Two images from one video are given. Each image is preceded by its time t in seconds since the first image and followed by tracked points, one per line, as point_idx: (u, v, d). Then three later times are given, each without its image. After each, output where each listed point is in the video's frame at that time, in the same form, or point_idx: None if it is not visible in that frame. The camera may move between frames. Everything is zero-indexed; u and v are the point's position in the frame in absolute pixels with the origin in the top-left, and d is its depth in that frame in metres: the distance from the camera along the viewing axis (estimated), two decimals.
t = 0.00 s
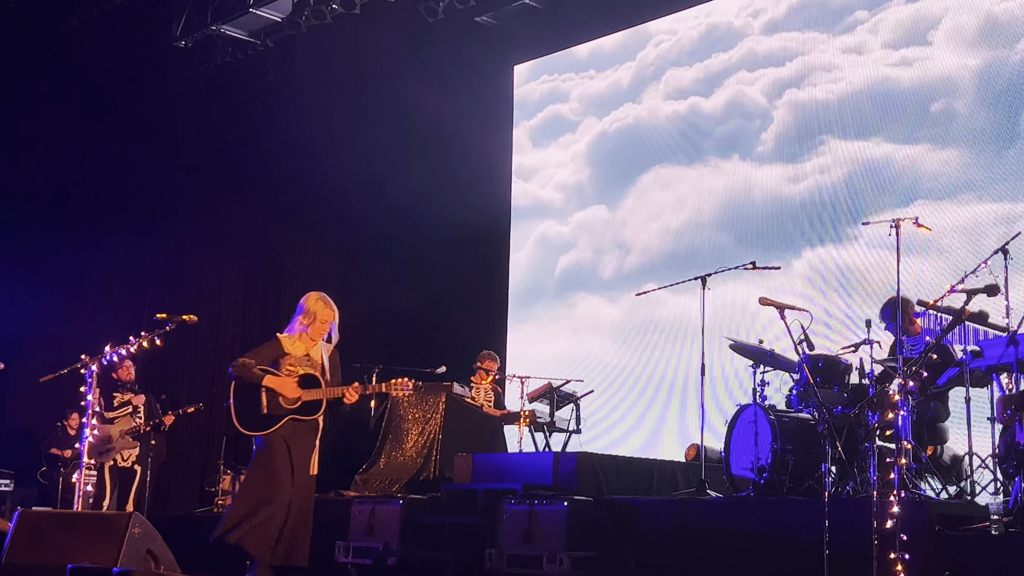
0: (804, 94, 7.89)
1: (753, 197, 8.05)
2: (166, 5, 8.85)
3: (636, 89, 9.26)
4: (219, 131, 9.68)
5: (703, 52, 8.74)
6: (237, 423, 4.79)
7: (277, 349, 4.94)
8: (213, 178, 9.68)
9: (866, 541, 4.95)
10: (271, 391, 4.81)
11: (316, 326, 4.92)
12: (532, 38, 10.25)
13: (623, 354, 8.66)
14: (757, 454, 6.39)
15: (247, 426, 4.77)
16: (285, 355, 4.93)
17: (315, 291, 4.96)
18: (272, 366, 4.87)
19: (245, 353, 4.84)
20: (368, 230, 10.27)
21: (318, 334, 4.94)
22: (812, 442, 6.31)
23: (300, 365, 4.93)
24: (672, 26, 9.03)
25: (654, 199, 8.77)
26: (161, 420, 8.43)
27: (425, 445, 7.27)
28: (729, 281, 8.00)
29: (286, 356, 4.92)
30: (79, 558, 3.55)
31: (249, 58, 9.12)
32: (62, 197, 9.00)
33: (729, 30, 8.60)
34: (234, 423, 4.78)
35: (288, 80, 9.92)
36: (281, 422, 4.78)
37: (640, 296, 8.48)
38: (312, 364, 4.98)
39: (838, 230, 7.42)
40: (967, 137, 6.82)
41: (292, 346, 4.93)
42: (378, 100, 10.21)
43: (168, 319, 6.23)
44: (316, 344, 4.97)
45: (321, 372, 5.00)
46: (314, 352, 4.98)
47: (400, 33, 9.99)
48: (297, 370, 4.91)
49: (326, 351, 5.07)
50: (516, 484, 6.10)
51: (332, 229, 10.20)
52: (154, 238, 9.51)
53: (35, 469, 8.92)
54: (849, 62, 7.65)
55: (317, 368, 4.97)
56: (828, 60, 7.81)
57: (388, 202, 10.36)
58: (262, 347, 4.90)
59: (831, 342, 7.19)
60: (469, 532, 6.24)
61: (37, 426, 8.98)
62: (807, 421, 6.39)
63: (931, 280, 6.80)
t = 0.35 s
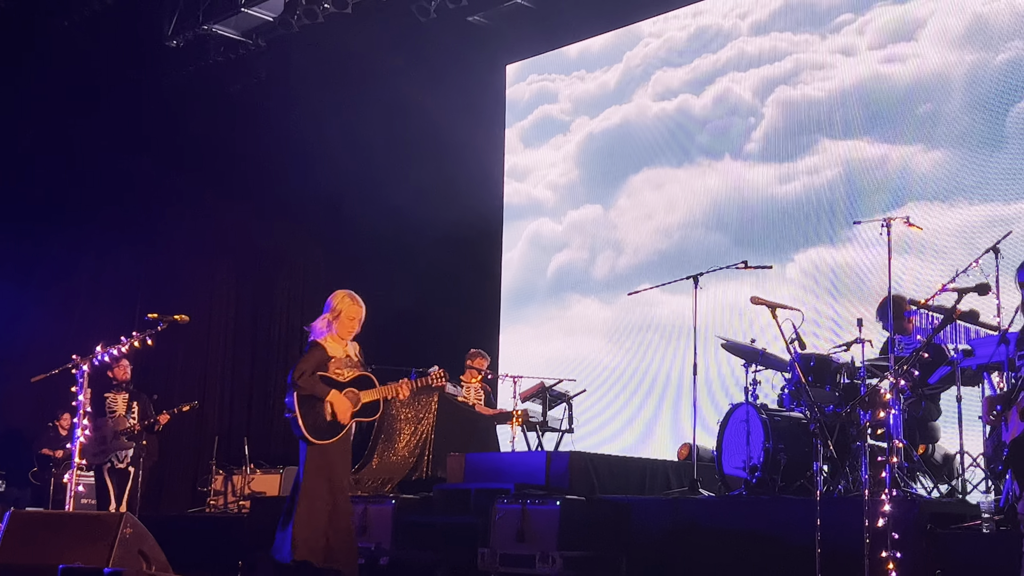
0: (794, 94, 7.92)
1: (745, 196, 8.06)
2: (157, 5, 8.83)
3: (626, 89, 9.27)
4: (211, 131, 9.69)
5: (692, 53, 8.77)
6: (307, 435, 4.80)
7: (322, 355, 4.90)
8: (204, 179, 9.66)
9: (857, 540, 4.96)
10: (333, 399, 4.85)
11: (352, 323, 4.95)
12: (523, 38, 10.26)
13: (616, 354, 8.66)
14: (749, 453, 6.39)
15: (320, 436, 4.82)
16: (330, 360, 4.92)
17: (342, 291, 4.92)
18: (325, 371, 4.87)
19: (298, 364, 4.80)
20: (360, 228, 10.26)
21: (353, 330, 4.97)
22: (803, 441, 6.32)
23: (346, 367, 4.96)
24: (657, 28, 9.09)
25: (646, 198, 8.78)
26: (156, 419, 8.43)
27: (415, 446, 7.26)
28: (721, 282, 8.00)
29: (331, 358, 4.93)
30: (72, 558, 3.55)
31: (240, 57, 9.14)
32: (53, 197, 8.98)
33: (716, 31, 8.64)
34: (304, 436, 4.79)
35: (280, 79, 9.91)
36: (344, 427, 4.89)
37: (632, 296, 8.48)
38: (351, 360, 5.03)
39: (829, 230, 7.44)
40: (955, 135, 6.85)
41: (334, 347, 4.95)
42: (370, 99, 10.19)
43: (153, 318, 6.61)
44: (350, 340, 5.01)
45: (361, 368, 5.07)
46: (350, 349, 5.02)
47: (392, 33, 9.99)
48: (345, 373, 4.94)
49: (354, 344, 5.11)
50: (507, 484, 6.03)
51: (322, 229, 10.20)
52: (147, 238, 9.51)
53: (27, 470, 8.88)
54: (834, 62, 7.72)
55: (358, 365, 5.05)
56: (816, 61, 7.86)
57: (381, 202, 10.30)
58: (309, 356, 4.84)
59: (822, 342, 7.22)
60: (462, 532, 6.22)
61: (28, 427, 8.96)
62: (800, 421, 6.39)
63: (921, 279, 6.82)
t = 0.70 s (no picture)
0: (773, 92, 7.97)
1: (724, 193, 8.10)
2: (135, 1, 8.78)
3: (604, 87, 9.31)
4: (191, 129, 9.64)
5: (669, 51, 8.84)
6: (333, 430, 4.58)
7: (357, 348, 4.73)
8: (184, 176, 9.61)
9: (837, 535, 5.00)
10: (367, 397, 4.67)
11: (391, 321, 4.79)
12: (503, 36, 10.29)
13: (596, 350, 8.67)
14: (729, 449, 6.45)
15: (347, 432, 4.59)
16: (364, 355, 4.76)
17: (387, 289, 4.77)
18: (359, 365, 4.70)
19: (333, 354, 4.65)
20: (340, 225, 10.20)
21: (393, 329, 4.81)
22: (782, 436, 6.34)
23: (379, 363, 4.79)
24: (631, 29, 9.23)
25: (627, 196, 8.81)
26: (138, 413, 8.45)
27: (398, 444, 7.26)
28: (702, 279, 8.02)
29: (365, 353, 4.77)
30: (48, 558, 3.52)
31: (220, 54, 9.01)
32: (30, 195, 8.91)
33: (692, 32, 8.73)
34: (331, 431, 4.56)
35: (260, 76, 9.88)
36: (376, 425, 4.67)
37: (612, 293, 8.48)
38: (383, 356, 4.88)
39: (809, 228, 7.48)
40: (932, 134, 6.89)
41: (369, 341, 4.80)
42: (350, 96, 10.14)
43: (129, 316, 6.98)
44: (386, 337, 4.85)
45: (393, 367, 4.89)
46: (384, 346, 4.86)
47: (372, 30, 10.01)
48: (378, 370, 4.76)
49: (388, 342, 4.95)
50: (490, 481, 6.10)
51: (305, 226, 10.11)
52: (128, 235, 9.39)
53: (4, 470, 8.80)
54: (811, 61, 7.80)
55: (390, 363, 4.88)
56: (793, 61, 7.92)
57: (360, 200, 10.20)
58: (344, 349, 4.67)
59: (801, 338, 7.28)
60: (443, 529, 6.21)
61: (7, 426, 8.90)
62: (779, 417, 6.39)
63: (903, 275, 6.85)
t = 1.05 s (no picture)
0: (743, 91, 8.03)
1: (696, 191, 8.14)
2: None
3: (575, 87, 9.34)
4: (162, 125, 9.51)
5: (638, 51, 8.88)
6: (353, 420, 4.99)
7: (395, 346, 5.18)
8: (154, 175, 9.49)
9: (810, 534, 5.02)
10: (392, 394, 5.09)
11: (430, 325, 5.27)
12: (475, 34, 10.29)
13: (570, 349, 8.70)
14: (702, 446, 6.47)
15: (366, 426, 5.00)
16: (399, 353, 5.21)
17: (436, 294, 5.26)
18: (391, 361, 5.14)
19: (363, 350, 5.04)
20: (313, 222, 10.17)
21: (430, 333, 5.29)
22: (755, 434, 6.37)
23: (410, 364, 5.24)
24: (601, 28, 9.24)
25: (599, 195, 8.84)
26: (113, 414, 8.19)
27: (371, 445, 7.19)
28: (676, 278, 8.05)
29: (398, 350, 5.21)
30: (19, 559, 3.48)
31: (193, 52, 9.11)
32: None
33: (660, 32, 8.76)
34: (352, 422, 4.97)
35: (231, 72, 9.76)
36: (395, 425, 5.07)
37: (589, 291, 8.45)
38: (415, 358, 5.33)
39: (782, 227, 7.53)
40: (901, 133, 6.97)
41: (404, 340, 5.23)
42: (323, 93, 10.10)
43: (99, 315, 7.02)
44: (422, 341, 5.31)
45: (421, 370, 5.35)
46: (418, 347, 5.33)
47: (344, 27, 10.00)
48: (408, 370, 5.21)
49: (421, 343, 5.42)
50: (464, 479, 6.23)
51: (275, 226, 10.05)
52: (97, 233, 9.18)
53: None
54: (780, 61, 7.88)
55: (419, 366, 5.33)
56: (763, 60, 7.99)
57: (333, 196, 10.19)
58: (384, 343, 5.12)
59: (773, 336, 7.34)
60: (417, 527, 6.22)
61: None
62: (752, 414, 6.45)
63: (875, 272, 6.90)
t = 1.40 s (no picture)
0: (713, 89, 8.04)
1: (667, 189, 8.18)
2: None
3: (545, 85, 9.40)
4: (133, 119, 9.36)
5: (607, 50, 8.92)
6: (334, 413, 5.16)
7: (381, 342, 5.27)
8: (123, 170, 9.33)
9: (779, 530, 5.05)
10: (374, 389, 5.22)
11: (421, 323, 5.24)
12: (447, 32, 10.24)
13: (542, 345, 8.72)
14: (674, 443, 6.49)
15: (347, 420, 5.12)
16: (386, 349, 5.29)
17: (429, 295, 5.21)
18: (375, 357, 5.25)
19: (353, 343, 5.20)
20: (285, 218, 10.14)
21: (420, 330, 5.25)
22: (726, 431, 6.44)
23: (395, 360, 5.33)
24: (572, 26, 9.30)
25: (571, 192, 8.87)
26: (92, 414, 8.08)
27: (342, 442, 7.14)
28: (649, 276, 8.09)
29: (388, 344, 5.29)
30: None
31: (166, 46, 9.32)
32: None
33: (630, 32, 8.80)
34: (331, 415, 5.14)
35: (201, 67, 9.64)
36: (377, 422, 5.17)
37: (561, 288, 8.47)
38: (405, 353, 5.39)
39: (753, 226, 7.57)
40: (870, 135, 7.03)
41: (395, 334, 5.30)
42: (295, 88, 10.07)
43: (66, 312, 7.23)
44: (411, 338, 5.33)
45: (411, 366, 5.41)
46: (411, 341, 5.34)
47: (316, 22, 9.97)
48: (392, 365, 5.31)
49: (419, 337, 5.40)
50: (436, 476, 6.30)
51: (248, 222, 9.98)
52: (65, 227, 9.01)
53: None
54: (748, 61, 7.92)
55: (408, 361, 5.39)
56: (731, 58, 8.03)
57: (305, 193, 10.15)
58: (369, 339, 5.22)
59: (745, 332, 7.40)
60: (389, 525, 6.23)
61: None
62: (723, 410, 6.50)
63: (846, 269, 6.95)
